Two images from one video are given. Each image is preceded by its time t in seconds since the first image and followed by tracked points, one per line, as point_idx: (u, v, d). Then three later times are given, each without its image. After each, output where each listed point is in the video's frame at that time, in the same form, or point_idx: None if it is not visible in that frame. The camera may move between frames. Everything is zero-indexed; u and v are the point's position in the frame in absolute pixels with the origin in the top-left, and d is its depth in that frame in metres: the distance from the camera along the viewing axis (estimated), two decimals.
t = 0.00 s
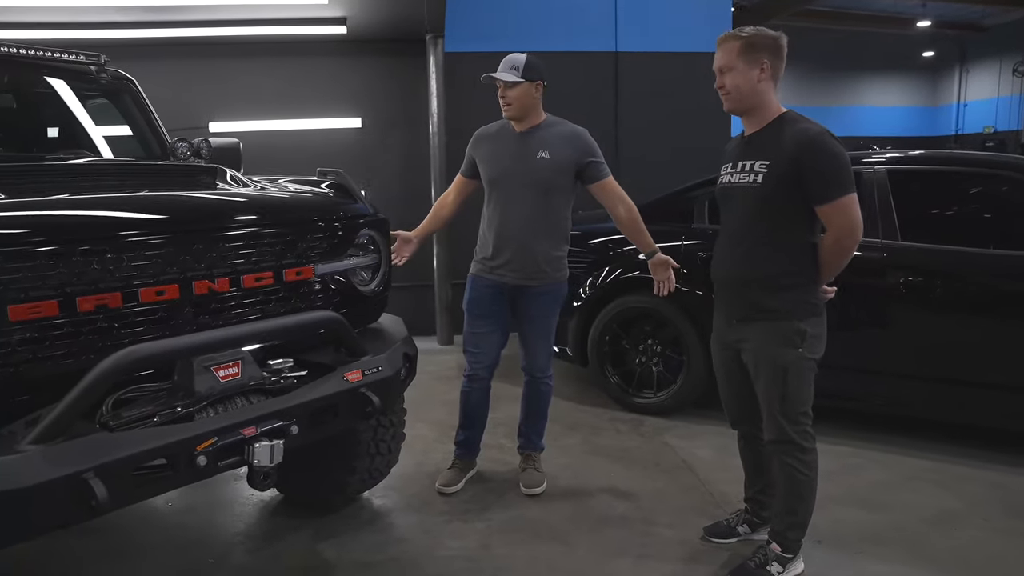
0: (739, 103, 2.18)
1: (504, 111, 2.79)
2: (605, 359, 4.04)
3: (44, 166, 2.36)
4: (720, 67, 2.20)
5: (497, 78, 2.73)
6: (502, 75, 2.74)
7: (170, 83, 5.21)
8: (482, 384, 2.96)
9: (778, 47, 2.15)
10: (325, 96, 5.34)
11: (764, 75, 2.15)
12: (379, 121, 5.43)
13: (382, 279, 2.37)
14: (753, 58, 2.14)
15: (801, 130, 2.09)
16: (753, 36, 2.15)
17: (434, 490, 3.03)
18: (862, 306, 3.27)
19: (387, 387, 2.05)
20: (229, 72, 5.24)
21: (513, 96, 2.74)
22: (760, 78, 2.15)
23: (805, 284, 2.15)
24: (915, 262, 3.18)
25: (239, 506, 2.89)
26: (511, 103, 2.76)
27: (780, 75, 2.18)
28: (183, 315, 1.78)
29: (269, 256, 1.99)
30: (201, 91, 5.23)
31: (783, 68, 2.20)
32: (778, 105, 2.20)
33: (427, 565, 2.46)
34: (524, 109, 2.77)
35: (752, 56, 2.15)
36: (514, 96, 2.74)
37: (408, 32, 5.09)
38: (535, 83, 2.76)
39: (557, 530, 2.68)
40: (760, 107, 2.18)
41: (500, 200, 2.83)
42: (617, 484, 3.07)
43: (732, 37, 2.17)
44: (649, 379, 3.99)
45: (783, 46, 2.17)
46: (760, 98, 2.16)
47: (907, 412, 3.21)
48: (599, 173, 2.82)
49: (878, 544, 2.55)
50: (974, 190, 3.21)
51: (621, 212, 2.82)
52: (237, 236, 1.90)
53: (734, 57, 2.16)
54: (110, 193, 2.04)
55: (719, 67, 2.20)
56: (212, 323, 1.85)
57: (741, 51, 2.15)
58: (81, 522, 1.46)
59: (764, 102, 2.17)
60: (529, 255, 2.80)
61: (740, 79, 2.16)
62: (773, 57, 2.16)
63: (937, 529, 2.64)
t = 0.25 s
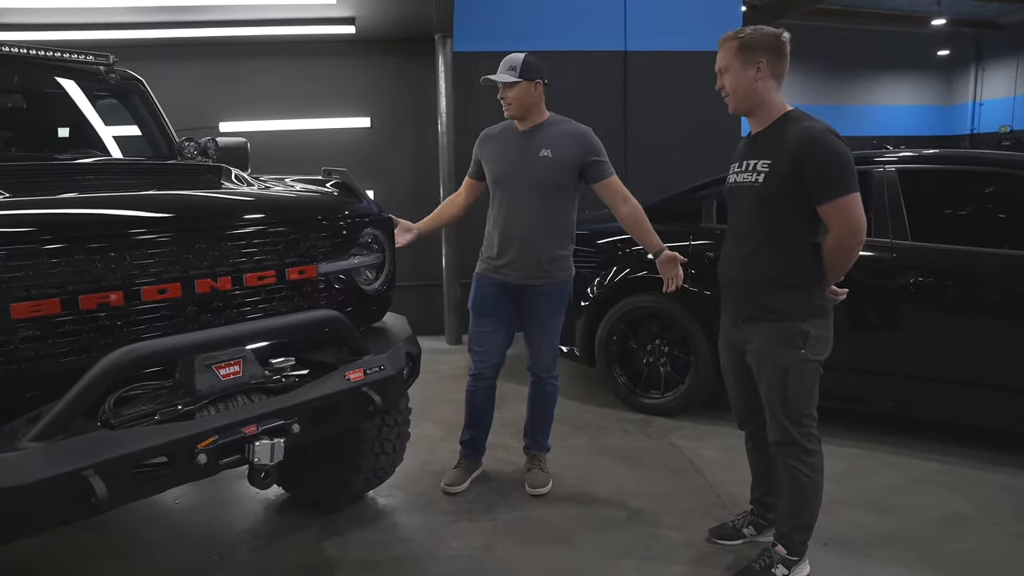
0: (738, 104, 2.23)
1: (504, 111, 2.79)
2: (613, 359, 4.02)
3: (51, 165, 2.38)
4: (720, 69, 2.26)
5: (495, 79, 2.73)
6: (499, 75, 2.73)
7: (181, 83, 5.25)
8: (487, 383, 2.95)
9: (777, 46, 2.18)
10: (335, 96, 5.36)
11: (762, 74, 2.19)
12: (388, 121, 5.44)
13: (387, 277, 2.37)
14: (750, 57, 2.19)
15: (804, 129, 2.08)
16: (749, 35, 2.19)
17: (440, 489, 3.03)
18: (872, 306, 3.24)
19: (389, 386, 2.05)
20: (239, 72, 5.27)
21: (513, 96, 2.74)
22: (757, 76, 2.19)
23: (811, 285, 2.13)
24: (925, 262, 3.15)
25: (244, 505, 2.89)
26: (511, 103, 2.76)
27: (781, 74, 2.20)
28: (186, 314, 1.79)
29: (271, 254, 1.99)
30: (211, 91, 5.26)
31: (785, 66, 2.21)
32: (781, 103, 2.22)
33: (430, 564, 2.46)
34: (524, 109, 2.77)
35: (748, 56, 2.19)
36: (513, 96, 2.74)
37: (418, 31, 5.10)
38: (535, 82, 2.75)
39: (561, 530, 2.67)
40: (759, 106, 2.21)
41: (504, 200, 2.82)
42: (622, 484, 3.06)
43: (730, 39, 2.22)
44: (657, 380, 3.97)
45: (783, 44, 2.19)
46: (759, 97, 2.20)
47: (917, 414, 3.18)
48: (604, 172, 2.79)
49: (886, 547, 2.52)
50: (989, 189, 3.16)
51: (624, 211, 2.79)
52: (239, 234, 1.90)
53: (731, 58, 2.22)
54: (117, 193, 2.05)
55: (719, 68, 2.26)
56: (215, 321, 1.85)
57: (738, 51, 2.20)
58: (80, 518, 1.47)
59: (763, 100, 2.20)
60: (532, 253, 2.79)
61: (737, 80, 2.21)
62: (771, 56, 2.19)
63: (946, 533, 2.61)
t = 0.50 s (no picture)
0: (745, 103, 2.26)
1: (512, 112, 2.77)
2: (621, 360, 4.00)
3: (59, 166, 2.39)
4: (727, 69, 2.30)
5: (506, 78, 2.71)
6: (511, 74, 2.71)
7: (192, 84, 5.28)
8: (493, 384, 2.94)
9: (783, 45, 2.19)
10: (345, 96, 5.37)
11: (767, 73, 2.21)
12: (397, 121, 5.44)
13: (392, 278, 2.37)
14: (755, 57, 2.21)
15: (808, 129, 2.09)
16: (754, 35, 2.21)
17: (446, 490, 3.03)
18: (883, 307, 3.20)
19: (393, 387, 2.04)
20: (250, 72, 5.29)
21: (523, 96, 2.73)
22: (762, 75, 2.21)
23: (817, 286, 2.13)
24: (938, 263, 3.11)
25: (251, 504, 2.90)
26: (521, 103, 2.74)
27: (787, 73, 2.21)
28: (190, 314, 1.79)
29: (275, 254, 1.99)
30: (222, 92, 5.29)
31: (792, 65, 2.22)
32: (788, 101, 2.23)
33: (434, 565, 2.45)
34: (534, 108, 2.76)
35: (753, 56, 2.21)
36: (523, 95, 2.73)
37: (427, 31, 5.10)
38: (543, 82, 2.75)
39: (567, 532, 2.66)
40: (766, 105, 2.23)
41: (510, 200, 2.82)
42: (629, 486, 3.04)
43: (736, 39, 2.25)
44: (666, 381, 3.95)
45: (789, 43, 2.20)
46: (764, 96, 2.22)
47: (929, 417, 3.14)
48: (606, 172, 2.77)
49: (895, 552, 2.48)
50: (1005, 189, 3.11)
51: (622, 213, 2.78)
52: (243, 235, 1.90)
53: (737, 58, 2.25)
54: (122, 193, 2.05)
55: (726, 69, 2.30)
56: (218, 322, 1.85)
57: (743, 51, 2.23)
58: (82, 518, 1.47)
59: (769, 100, 2.22)
60: (537, 253, 2.78)
61: (742, 79, 2.24)
62: (777, 56, 2.20)
63: (957, 537, 2.58)
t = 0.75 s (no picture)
0: (749, 101, 2.25)
1: (521, 111, 2.74)
2: (627, 361, 3.98)
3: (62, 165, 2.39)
4: (734, 67, 2.28)
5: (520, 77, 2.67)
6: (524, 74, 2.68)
7: (199, 84, 5.29)
8: (497, 385, 2.92)
9: (790, 43, 2.17)
10: (351, 96, 5.37)
11: (773, 72, 2.19)
12: (403, 120, 5.43)
13: (393, 279, 2.36)
14: (761, 55, 2.20)
15: (810, 130, 2.10)
16: (761, 33, 2.20)
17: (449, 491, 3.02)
18: (890, 308, 3.17)
19: (393, 389, 2.03)
20: (256, 72, 5.30)
21: (535, 96, 2.71)
22: (768, 73, 2.19)
23: (820, 287, 2.14)
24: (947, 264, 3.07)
25: (253, 505, 2.89)
26: (531, 104, 2.72)
27: (794, 71, 2.19)
28: (188, 314, 1.78)
29: (274, 254, 1.98)
30: (229, 91, 5.30)
31: (800, 63, 2.20)
32: (794, 100, 2.21)
33: (436, 566, 2.44)
34: (545, 109, 2.74)
35: (759, 54, 2.20)
36: (535, 96, 2.71)
37: (433, 30, 5.10)
38: (553, 83, 2.74)
39: (569, 534, 2.64)
40: (771, 103, 2.22)
41: (514, 200, 2.80)
42: (633, 488, 3.02)
43: (743, 37, 2.24)
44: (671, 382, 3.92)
45: (797, 41, 2.18)
46: (770, 94, 2.21)
47: (937, 420, 3.11)
48: (605, 175, 2.75)
49: (902, 556, 2.46)
50: (1017, 189, 3.06)
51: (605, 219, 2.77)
52: (243, 235, 1.90)
53: (743, 56, 2.24)
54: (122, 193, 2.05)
55: (732, 67, 2.29)
56: (218, 323, 1.84)
57: (750, 49, 2.22)
58: (78, 520, 1.46)
59: (775, 98, 2.21)
60: (543, 253, 2.76)
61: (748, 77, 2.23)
62: (783, 54, 2.19)
63: (965, 542, 2.54)
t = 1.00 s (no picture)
0: (755, 99, 2.23)
1: (530, 111, 2.71)
2: (631, 363, 3.96)
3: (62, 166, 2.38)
4: (741, 65, 2.26)
5: (531, 76, 2.64)
6: (535, 74, 2.65)
7: (205, 83, 5.29)
8: (501, 389, 2.90)
9: (798, 42, 2.14)
10: (356, 96, 5.36)
11: (780, 70, 2.17)
12: (408, 120, 5.42)
13: (393, 281, 2.35)
14: (768, 53, 2.17)
15: (814, 130, 2.07)
16: (769, 31, 2.17)
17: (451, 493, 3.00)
18: (897, 311, 3.13)
19: (391, 392, 2.01)
20: (262, 72, 5.30)
21: (547, 96, 2.68)
22: (775, 72, 2.17)
23: (824, 290, 2.11)
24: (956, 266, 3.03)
25: (255, 506, 2.88)
26: (543, 104, 2.69)
27: (802, 71, 2.16)
28: (184, 316, 1.77)
29: (272, 256, 1.96)
30: (234, 91, 5.30)
31: (808, 63, 2.17)
32: (800, 100, 2.19)
33: (436, 570, 2.42)
34: (555, 109, 2.72)
35: (767, 52, 2.17)
36: (547, 96, 2.69)
37: (438, 30, 5.08)
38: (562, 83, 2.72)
39: (571, 538, 2.62)
40: (776, 102, 2.19)
41: (522, 202, 2.77)
42: (637, 491, 2.99)
43: (751, 35, 2.22)
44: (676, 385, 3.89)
45: (806, 41, 2.15)
46: (776, 93, 2.18)
47: (945, 424, 3.06)
48: (608, 180, 2.74)
49: (909, 563, 2.42)
50: None
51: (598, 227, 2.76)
52: (241, 237, 1.88)
53: (750, 53, 2.21)
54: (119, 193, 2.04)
55: (739, 64, 2.26)
56: (214, 325, 1.83)
57: (757, 47, 2.19)
58: (70, 524, 1.45)
59: (781, 97, 2.18)
60: (550, 256, 2.74)
61: (754, 75, 2.20)
62: (791, 53, 2.16)
63: (974, 549, 2.50)
